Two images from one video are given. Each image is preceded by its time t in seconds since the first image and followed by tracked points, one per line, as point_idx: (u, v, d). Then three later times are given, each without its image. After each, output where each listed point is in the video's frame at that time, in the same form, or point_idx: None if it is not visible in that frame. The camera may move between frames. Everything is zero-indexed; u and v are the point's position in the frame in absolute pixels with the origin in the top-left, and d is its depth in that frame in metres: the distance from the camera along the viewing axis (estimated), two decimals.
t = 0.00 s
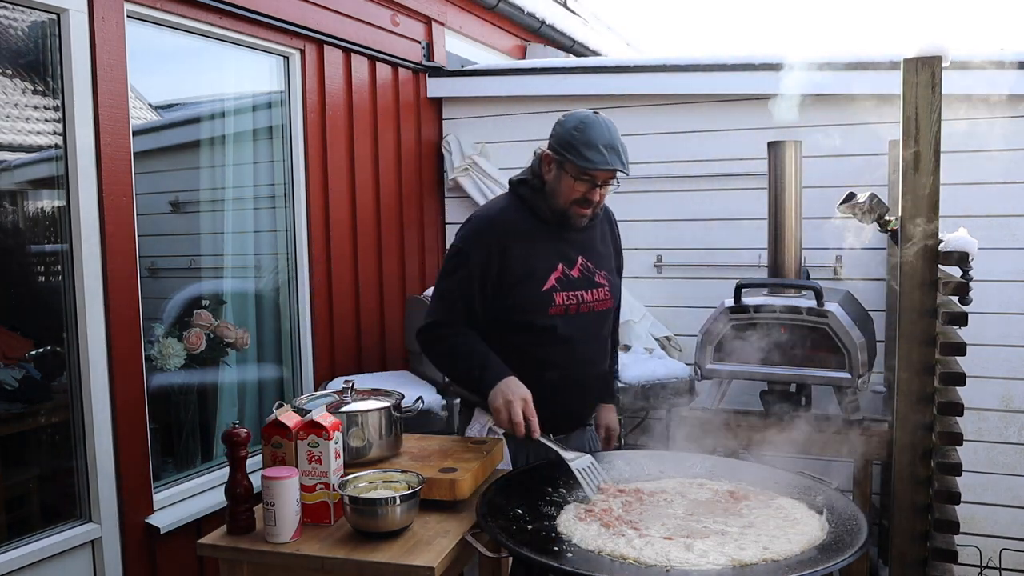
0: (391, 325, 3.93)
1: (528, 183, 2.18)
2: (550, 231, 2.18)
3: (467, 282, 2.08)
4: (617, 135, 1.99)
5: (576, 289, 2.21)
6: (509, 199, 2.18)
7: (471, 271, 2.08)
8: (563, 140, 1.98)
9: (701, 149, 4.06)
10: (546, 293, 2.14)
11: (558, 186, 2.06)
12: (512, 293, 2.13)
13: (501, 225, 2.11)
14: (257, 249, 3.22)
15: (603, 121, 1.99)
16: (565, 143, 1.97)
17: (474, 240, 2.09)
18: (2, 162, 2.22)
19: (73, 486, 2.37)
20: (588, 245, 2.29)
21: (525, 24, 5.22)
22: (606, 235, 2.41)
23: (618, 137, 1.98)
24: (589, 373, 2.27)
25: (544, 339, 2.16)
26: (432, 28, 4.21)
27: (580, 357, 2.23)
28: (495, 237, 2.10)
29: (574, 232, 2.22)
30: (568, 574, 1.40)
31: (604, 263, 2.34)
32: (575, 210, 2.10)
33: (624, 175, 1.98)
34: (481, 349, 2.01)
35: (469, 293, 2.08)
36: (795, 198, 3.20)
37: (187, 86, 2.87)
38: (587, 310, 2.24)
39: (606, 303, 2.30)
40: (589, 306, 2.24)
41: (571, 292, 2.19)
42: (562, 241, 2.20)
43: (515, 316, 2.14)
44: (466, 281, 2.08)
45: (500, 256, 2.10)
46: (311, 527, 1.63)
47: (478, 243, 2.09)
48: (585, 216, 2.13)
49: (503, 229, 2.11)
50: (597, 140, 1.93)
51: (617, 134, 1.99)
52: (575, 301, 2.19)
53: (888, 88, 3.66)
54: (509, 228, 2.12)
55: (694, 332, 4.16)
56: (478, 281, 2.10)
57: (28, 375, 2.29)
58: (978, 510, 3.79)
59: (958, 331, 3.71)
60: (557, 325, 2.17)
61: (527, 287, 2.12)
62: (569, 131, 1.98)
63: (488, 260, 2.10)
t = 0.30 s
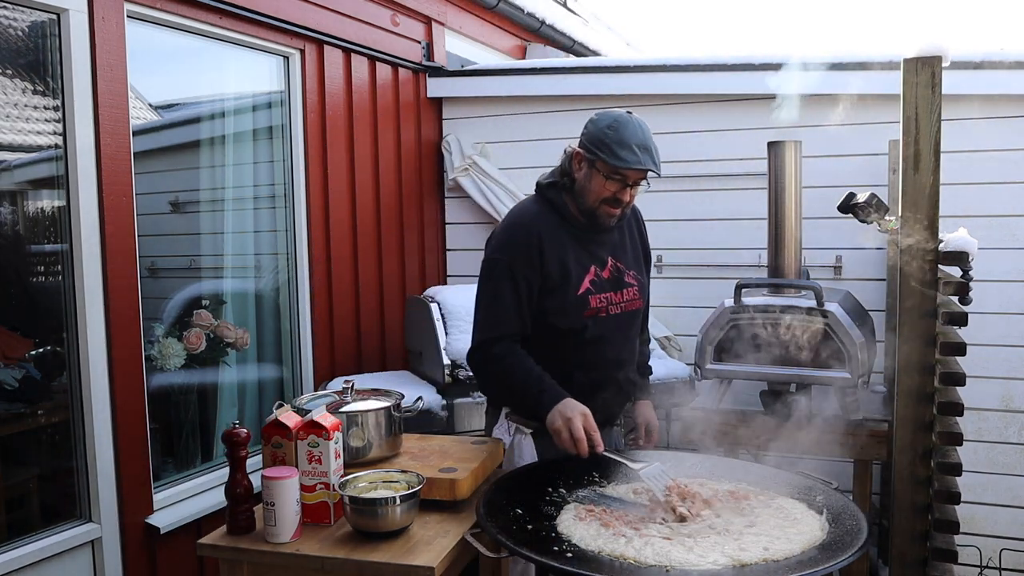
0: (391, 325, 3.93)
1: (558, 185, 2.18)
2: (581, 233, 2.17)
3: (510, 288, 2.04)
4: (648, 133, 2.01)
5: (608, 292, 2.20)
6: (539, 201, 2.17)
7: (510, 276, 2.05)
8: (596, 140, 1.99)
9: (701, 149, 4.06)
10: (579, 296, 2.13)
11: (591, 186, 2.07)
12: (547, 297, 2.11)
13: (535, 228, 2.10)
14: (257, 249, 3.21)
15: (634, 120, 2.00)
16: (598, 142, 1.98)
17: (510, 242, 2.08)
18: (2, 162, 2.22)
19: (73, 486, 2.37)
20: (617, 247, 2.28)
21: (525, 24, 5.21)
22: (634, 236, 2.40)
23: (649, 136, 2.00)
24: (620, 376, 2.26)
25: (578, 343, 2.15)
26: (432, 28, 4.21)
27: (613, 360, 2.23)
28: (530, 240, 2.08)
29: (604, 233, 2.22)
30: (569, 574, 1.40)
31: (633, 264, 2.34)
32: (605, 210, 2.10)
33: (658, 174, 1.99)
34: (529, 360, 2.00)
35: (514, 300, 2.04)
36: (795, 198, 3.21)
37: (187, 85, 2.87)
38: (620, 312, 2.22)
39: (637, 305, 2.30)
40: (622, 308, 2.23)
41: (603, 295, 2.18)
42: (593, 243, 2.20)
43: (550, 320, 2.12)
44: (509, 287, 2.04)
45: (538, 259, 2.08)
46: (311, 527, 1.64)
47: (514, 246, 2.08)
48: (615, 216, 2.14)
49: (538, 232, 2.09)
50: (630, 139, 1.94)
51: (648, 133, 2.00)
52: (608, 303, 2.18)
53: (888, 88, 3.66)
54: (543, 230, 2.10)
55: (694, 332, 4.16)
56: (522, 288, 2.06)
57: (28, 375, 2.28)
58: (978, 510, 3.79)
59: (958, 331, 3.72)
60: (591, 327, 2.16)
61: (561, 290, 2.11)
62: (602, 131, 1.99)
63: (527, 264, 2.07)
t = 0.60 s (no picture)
0: (391, 325, 3.93)
1: (583, 182, 2.18)
2: (603, 232, 2.17)
3: (530, 283, 2.05)
4: (676, 135, 2.00)
5: (627, 292, 2.20)
6: (564, 197, 2.18)
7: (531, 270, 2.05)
8: (623, 138, 1.99)
9: (701, 149, 4.06)
10: (598, 294, 2.13)
11: (616, 185, 2.06)
12: (565, 294, 2.11)
13: (556, 224, 2.10)
14: (257, 249, 3.22)
15: (662, 121, 2.00)
16: (624, 141, 1.97)
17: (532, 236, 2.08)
18: (2, 162, 2.22)
19: (73, 486, 2.37)
20: (638, 247, 2.28)
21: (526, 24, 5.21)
22: (654, 238, 2.40)
23: (677, 138, 1.99)
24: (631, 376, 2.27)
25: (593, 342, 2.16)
26: (432, 28, 4.21)
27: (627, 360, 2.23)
28: (552, 236, 2.09)
29: (626, 233, 2.22)
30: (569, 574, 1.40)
31: (653, 265, 2.34)
32: (628, 210, 2.10)
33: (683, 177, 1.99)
34: (552, 352, 1.98)
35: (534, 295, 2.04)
36: (795, 197, 3.21)
37: (187, 85, 2.87)
38: (637, 313, 2.22)
39: (654, 307, 2.30)
40: (639, 309, 2.23)
41: (622, 294, 2.18)
42: (615, 242, 2.19)
43: (567, 317, 2.12)
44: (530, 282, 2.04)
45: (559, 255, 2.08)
46: (311, 527, 1.64)
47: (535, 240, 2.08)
48: (638, 217, 2.14)
49: (560, 229, 2.10)
50: (658, 140, 1.94)
51: (676, 135, 2.00)
52: (626, 303, 2.18)
53: (887, 88, 3.66)
54: (565, 227, 2.11)
55: (694, 332, 4.16)
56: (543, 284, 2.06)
57: (28, 375, 2.28)
58: (978, 510, 3.79)
59: (959, 331, 3.71)
60: (608, 326, 2.16)
61: (580, 287, 2.11)
62: (630, 130, 1.98)
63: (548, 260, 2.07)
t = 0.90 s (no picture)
0: (391, 325, 3.93)
1: (591, 182, 2.19)
2: (610, 232, 2.18)
3: (533, 281, 2.04)
4: (685, 136, 1.99)
5: (631, 292, 2.20)
6: (573, 195, 2.18)
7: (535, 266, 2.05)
8: (632, 138, 1.99)
9: (701, 149, 4.05)
10: (601, 294, 2.13)
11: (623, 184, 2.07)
12: (569, 291, 2.11)
13: (562, 221, 2.11)
14: (257, 249, 3.22)
15: (672, 123, 2.00)
16: (633, 140, 1.98)
17: (537, 232, 2.09)
18: (3, 162, 2.22)
19: (73, 486, 2.37)
20: (643, 249, 2.28)
21: (525, 24, 5.21)
22: (660, 241, 2.40)
23: (686, 140, 1.99)
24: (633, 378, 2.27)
25: (594, 341, 2.16)
26: (432, 28, 4.21)
27: (629, 361, 2.23)
28: (557, 233, 2.09)
29: (632, 234, 2.22)
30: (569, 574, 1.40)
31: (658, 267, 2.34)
32: (634, 210, 2.10)
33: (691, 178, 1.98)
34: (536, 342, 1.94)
35: (540, 291, 2.04)
36: (795, 198, 3.21)
37: (187, 85, 2.87)
38: (641, 315, 2.23)
39: (657, 309, 2.30)
40: (642, 310, 2.23)
41: (626, 295, 2.18)
42: (621, 242, 2.20)
43: (570, 315, 2.12)
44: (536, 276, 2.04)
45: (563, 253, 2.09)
46: (311, 527, 1.64)
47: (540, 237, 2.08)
48: (645, 217, 2.14)
49: (566, 227, 2.11)
50: (668, 141, 1.93)
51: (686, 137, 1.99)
52: (630, 304, 2.18)
53: (887, 88, 3.66)
54: (572, 226, 2.11)
55: (694, 332, 4.16)
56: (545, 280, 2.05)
57: (28, 375, 2.27)
58: (978, 510, 3.79)
59: (959, 331, 3.71)
60: (611, 327, 2.16)
61: (583, 285, 2.11)
62: (641, 130, 1.99)
63: (554, 257, 2.08)
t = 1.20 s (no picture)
0: (391, 325, 3.93)
1: (576, 190, 2.16)
2: (599, 238, 2.16)
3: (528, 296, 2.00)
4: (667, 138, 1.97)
5: (624, 298, 2.19)
6: (558, 204, 2.16)
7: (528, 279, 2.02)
8: (615, 145, 1.96)
9: (701, 149, 4.05)
10: (595, 302, 2.12)
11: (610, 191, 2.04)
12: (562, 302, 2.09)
13: (552, 232, 2.08)
14: (257, 249, 3.22)
15: (654, 125, 1.97)
16: (617, 147, 1.95)
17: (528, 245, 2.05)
18: (2, 162, 2.21)
19: (73, 486, 2.37)
20: (633, 252, 2.27)
21: (525, 24, 5.21)
22: (650, 241, 2.39)
23: (669, 142, 1.96)
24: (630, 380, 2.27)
25: (590, 348, 2.16)
26: (432, 28, 4.21)
27: (625, 365, 2.24)
28: (548, 244, 2.06)
29: (621, 238, 2.21)
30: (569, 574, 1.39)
31: (648, 268, 2.33)
32: (622, 216, 2.08)
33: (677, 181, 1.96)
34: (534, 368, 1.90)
35: (538, 305, 2.00)
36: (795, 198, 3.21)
37: (187, 85, 2.87)
38: (635, 319, 2.22)
39: (651, 311, 2.29)
40: (636, 314, 2.23)
41: (619, 301, 2.17)
42: (610, 248, 2.18)
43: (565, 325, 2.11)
44: (534, 291, 2.00)
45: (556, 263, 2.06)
46: (311, 527, 1.64)
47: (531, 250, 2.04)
48: (633, 222, 2.12)
49: (556, 237, 2.08)
50: (649, 144, 1.92)
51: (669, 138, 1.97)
52: (623, 310, 2.18)
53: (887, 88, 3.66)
54: (563, 235, 2.09)
55: (694, 332, 4.16)
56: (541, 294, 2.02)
57: (28, 375, 2.27)
58: (978, 510, 3.79)
59: (959, 331, 3.71)
60: (607, 335, 2.16)
61: (577, 295, 2.10)
62: (622, 135, 1.96)
63: (550, 269, 2.05)
